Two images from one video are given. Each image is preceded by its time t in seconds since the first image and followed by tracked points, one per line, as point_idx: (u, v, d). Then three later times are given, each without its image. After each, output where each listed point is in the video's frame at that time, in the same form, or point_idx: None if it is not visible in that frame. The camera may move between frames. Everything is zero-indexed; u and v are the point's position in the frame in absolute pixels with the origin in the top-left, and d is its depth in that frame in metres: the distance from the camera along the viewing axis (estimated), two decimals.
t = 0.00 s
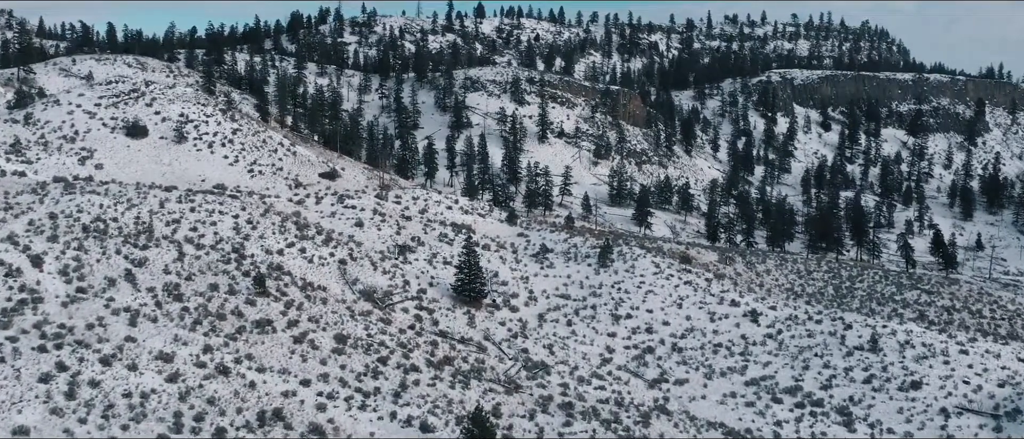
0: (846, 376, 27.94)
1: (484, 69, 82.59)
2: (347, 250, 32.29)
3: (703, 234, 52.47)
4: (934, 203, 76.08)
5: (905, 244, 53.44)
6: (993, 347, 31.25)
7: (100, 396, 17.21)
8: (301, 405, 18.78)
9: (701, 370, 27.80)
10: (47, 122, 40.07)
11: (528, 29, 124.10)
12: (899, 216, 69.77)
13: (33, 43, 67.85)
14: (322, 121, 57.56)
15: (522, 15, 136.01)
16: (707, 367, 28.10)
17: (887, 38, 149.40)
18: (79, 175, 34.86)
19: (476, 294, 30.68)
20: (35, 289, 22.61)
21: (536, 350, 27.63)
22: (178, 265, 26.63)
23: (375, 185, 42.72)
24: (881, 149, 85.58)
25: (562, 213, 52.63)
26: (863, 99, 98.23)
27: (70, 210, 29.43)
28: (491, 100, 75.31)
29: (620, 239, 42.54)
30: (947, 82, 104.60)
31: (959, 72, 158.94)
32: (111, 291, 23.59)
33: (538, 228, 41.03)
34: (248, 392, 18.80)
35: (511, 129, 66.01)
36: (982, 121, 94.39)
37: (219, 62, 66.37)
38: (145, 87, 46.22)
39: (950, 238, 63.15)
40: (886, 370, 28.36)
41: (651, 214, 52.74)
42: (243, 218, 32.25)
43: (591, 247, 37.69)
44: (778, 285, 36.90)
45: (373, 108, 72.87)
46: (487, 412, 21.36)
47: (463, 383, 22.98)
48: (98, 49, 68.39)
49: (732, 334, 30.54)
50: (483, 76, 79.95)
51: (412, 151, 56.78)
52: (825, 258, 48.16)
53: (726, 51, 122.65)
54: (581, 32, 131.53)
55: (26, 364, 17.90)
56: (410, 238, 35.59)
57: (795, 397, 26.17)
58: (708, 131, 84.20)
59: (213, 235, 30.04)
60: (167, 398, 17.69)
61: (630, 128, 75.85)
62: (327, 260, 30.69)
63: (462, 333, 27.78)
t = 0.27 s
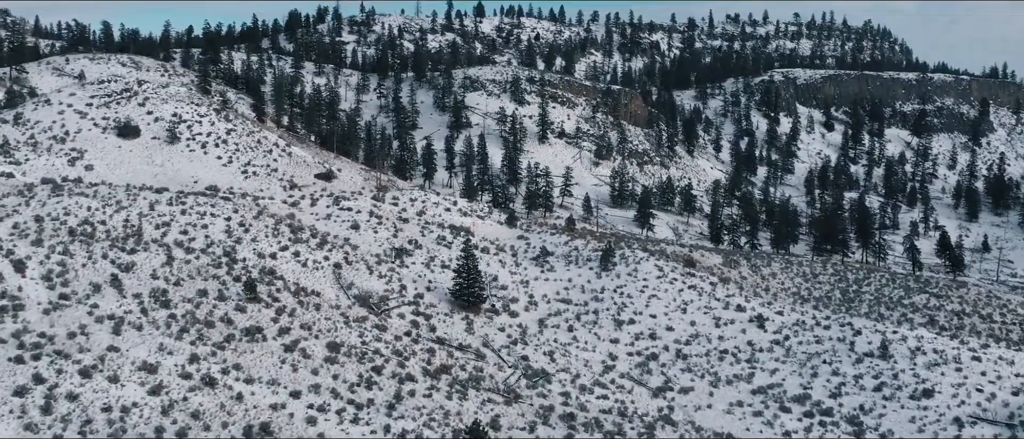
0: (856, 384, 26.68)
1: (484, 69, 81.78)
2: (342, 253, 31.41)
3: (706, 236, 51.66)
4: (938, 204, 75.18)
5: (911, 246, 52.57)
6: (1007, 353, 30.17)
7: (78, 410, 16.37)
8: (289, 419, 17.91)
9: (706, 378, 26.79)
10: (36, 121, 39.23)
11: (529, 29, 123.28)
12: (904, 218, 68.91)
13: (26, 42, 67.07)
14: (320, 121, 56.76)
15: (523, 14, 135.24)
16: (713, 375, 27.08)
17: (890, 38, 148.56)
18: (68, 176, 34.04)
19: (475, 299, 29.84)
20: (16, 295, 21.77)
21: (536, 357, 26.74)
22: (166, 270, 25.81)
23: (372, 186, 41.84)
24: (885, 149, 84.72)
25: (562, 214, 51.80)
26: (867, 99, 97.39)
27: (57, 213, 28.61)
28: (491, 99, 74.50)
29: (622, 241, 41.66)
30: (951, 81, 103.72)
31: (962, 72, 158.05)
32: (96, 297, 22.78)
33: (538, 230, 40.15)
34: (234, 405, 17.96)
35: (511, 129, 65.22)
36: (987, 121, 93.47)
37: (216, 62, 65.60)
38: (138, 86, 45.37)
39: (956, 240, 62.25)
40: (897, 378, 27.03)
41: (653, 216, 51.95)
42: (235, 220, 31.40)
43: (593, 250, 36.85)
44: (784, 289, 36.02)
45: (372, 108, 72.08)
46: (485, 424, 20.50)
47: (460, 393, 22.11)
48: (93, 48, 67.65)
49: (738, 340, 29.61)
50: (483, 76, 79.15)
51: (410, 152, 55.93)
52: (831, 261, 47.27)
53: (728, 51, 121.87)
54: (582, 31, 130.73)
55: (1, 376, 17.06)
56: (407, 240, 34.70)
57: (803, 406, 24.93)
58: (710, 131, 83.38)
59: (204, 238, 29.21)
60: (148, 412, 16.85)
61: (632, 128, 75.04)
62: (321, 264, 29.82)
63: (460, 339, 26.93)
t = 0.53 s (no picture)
0: (867, 392, 25.54)
1: (483, 68, 80.90)
2: (337, 257, 30.52)
3: (709, 238, 50.80)
4: (944, 205, 74.28)
5: (918, 248, 51.69)
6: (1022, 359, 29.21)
7: (53, 426, 15.50)
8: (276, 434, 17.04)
9: (711, 385, 25.78)
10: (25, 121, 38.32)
11: (529, 27, 122.34)
12: (909, 219, 68.03)
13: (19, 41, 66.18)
14: (317, 120, 55.89)
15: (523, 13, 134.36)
16: (719, 383, 26.06)
17: (892, 37, 147.65)
18: (57, 177, 33.15)
19: (473, 304, 28.95)
20: None
21: (536, 365, 25.84)
22: (154, 275, 24.94)
23: (369, 187, 40.95)
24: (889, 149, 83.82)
25: (563, 216, 50.95)
26: (871, 99, 96.49)
27: (42, 216, 27.75)
28: (490, 99, 73.65)
29: (624, 244, 40.75)
30: (955, 81, 102.80)
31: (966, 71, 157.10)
32: (79, 303, 21.92)
33: (539, 232, 39.27)
34: (219, 420, 17.09)
35: (511, 129, 64.40)
36: (992, 121, 92.55)
37: (212, 61, 64.78)
38: (131, 85, 44.47)
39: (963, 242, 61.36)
40: (909, 386, 25.91)
41: (656, 217, 51.07)
42: (227, 223, 30.54)
43: (595, 252, 35.98)
44: (790, 293, 35.12)
45: (369, 108, 71.21)
46: (483, 438, 19.64)
47: (458, 404, 21.22)
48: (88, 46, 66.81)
49: (745, 346, 28.66)
50: (483, 75, 78.28)
51: (408, 152, 55.07)
52: (837, 263, 46.38)
53: (730, 50, 120.99)
54: (582, 30, 129.82)
55: None
56: (404, 243, 33.78)
57: (813, 415, 23.79)
58: (712, 131, 82.51)
59: (194, 242, 28.35)
60: (127, 428, 15.98)
61: (633, 128, 74.18)
62: (315, 268, 28.93)
63: (458, 346, 26.04)
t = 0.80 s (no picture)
0: (878, 400, 24.40)
1: (483, 67, 80.05)
2: (331, 260, 29.65)
3: (713, 239, 49.96)
4: (949, 206, 73.36)
5: (926, 250, 50.79)
6: None
7: None
8: None
9: (717, 394, 24.78)
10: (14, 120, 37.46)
11: (529, 26, 121.46)
12: (914, 220, 67.14)
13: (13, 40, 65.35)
14: (314, 120, 55.08)
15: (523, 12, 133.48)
16: (726, 391, 25.05)
17: (896, 36, 146.73)
18: (44, 177, 32.31)
19: (472, 309, 28.09)
20: None
21: (536, 373, 24.95)
22: (141, 280, 24.09)
23: (366, 188, 40.06)
24: (893, 149, 82.94)
25: (564, 217, 50.10)
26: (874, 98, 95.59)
27: (28, 218, 26.92)
28: (490, 98, 72.82)
29: (627, 246, 39.86)
30: (960, 80, 101.87)
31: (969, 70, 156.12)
32: (61, 310, 21.07)
33: (539, 235, 38.38)
34: (203, 435, 16.25)
35: (511, 129, 63.61)
36: (997, 121, 91.62)
37: (208, 60, 63.99)
38: (123, 84, 43.61)
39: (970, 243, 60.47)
40: (921, 394, 24.81)
41: (658, 218, 50.24)
42: (219, 225, 29.70)
43: (598, 255, 35.12)
44: (797, 298, 34.22)
45: (368, 107, 70.36)
46: None
47: (455, 415, 20.35)
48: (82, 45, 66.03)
49: (751, 353, 27.72)
50: (482, 74, 77.43)
51: (407, 153, 54.23)
52: (844, 266, 45.51)
53: (733, 49, 120.09)
54: (583, 29, 129.00)
55: None
56: (402, 246, 32.89)
57: (823, 425, 22.68)
58: (715, 131, 81.66)
59: (184, 245, 27.52)
60: None
61: (635, 127, 73.36)
62: (309, 272, 28.08)
63: (457, 353, 25.17)
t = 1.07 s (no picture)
0: (890, 409, 23.34)
1: (483, 66, 79.20)
2: (326, 264, 28.80)
3: (716, 241, 49.12)
4: (955, 206, 72.45)
5: (933, 252, 49.93)
6: None
7: None
8: None
9: (724, 403, 23.78)
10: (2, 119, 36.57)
11: (530, 25, 120.55)
12: (920, 221, 66.30)
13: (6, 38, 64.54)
14: (312, 119, 54.30)
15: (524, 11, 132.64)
16: (732, 400, 24.05)
17: (899, 35, 145.90)
18: (32, 177, 31.46)
19: (471, 314, 27.22)
20: None
21: (536, 381, 24.08)
22: (128, 285, 23.28)
23: (363, 189, 39.18)
24: (898, 149, 82.09)
25: (565, 218, 49.28)
26: (878, 97, 94.71)
27: (12, 220, 26.08)
28: (490, 97, 72.01)
29: (630, 249, 38.94)
30: (964, 79, 100.99)
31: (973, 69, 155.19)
32: (42, 317, 20.26)
33: (540, 237, 37.48)
34: None
35: (511, 129, 62.82)
36: (1002, 120, 90.76)
37: (204, 58, 63.13)
38: (116, 82, 42.75)
39: (977, 245, 59.60)
40: (935, 403, 23.75)
41: (661, 219, 49.42)
42: (210, 228, 28.86)
43: (600, 258, 34.26)
44: (805, 302, 33.32)
45: (366, 106, 69.56)
46: None
47: (451, 427, 19.52)
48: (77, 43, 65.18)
49: (758, 360, 26.78)
50: (482, 73, 76.59)
51: (405, 153, 53.37)
52: (850, 269, 44.64)
53: (735, 48, 119.23)
54: (584, 28, 128.06)
55: None
56: (398, 249, 31.98)
57: (834, 435, 21.65)
58: (717, 131, 80.85)
59: (174, 249, 26.70)
60: None
61: (637, 127, 72.55)
62: (302, 277, 27.21)
63: (454, 361, 24.32)
